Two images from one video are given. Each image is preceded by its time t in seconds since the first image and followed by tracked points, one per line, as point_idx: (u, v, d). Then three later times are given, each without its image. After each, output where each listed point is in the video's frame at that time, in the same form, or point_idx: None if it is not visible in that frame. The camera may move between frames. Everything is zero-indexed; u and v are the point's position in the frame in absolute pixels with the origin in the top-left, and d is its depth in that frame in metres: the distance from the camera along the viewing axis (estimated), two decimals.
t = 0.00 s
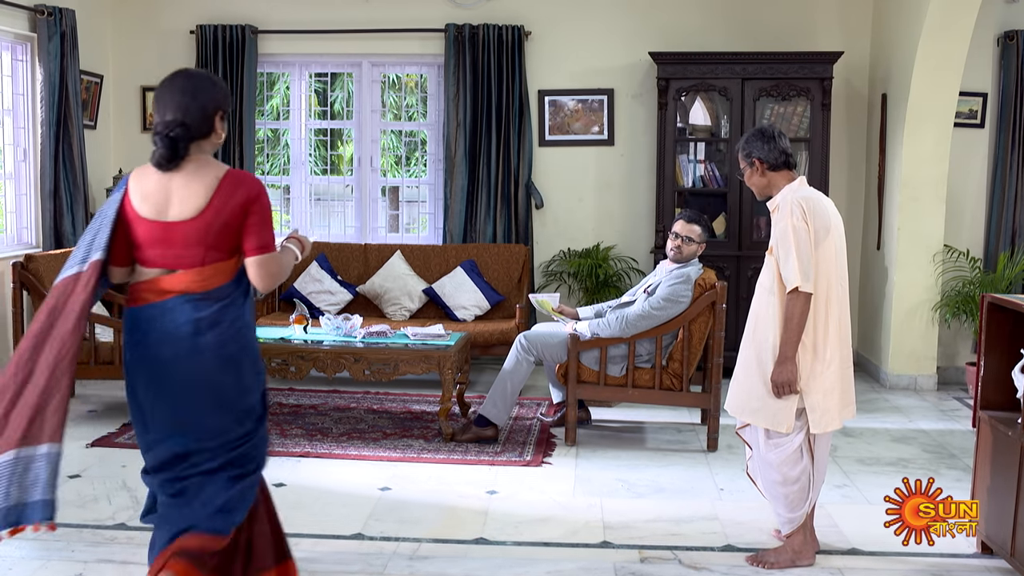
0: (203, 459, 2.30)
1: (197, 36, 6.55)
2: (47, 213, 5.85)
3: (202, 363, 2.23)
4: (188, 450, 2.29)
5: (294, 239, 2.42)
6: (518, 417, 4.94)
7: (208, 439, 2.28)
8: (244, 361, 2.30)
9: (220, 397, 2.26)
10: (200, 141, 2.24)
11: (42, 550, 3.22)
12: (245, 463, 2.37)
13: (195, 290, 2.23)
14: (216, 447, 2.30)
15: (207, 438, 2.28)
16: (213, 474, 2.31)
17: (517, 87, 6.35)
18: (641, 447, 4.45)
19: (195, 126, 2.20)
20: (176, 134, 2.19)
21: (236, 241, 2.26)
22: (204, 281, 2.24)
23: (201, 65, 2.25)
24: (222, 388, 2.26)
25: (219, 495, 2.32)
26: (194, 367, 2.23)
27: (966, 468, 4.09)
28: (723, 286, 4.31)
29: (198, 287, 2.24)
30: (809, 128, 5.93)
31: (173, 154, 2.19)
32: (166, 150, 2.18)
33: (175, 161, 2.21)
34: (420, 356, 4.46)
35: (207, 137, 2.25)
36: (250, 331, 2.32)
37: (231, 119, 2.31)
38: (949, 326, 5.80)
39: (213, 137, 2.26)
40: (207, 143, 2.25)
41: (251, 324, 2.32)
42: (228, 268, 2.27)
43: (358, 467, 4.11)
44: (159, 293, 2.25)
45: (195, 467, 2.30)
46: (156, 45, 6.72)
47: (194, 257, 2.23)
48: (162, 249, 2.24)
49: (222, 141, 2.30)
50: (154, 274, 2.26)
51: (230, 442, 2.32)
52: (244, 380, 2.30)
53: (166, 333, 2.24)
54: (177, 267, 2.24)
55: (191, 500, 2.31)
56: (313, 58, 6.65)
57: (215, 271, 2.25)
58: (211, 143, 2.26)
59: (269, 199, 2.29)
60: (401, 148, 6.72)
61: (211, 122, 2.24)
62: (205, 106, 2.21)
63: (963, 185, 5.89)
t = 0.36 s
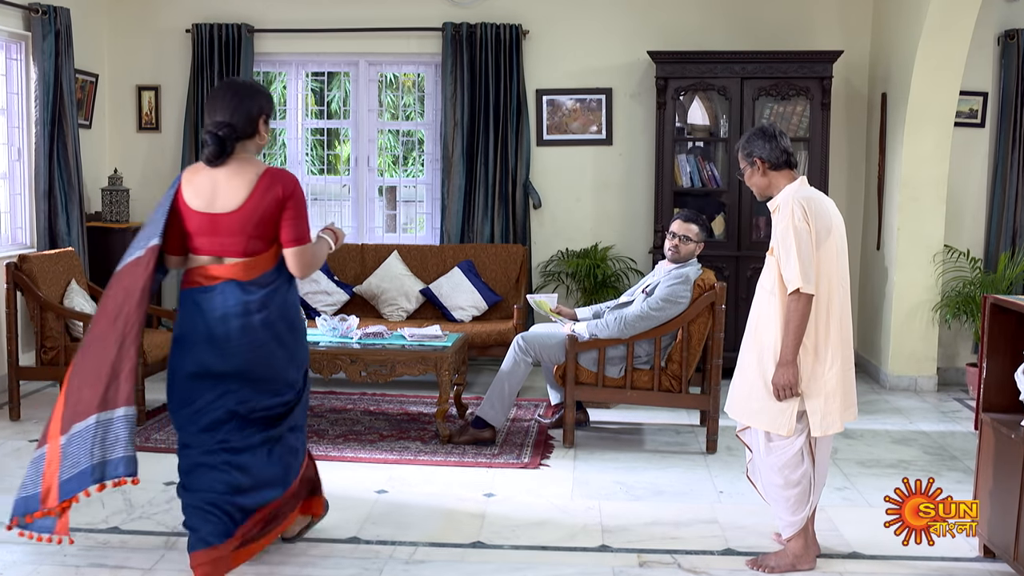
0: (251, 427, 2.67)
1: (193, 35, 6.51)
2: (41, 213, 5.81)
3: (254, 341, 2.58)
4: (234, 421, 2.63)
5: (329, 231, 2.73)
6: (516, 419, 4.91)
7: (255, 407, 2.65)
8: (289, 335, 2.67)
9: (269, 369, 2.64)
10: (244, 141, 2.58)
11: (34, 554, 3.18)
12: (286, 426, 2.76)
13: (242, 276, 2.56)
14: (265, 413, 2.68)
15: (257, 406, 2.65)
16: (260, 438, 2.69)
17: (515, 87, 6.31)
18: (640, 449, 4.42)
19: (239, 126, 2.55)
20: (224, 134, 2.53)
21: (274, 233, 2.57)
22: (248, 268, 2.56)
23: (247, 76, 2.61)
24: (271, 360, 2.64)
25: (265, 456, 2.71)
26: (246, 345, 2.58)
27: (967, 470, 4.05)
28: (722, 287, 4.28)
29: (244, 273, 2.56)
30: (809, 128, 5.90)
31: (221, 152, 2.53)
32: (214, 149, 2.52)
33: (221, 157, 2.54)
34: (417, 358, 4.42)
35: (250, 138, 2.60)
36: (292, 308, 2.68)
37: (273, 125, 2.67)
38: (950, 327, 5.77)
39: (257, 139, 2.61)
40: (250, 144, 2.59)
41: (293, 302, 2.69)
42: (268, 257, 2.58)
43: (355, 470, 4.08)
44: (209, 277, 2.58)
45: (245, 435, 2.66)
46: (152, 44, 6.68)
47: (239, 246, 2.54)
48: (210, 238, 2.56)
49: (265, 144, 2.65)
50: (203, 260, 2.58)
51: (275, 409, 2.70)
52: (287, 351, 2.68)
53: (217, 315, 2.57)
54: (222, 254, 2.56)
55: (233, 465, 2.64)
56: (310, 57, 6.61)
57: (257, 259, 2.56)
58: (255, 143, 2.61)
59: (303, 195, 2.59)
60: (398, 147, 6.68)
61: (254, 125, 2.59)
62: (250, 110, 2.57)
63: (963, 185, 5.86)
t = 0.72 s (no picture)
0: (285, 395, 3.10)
1: (187, 35, 6.46)
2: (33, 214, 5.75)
3: (287, 318, 3.02)
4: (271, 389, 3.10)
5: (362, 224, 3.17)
6: (512, 421, 4.87)
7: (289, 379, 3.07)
8: (320, 315, 3.08)
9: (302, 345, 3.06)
10: (288, 135, 3.03)
11: (23, 561, 3.13)
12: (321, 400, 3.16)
13: (283, 257, 3.01)
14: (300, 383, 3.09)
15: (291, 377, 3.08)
16: (294, 407, 3.10)
17: (511, 87, 6.27)
18: (637, 452, 4.38)
19: (286, 123, 3.01)
20: (271, 129, 2.99)
21: (315, 219, 3.03)
22: (289, 250, 3.01)
23: (293, 80, 3.07)
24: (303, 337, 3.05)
25: (298, 424, 3.12)
26: (281, 322, 3.02)
27: (968, 473, 4.01)
28: (720, 289, 4.23)
29: (284, 254, 3.00)
30: (806, 128, 5.86)
31: (269, 145, 2.99)
32: (263, 141, 2.98)
33: (268, 150, 3.00)
34: (412, 360, 4.38)
35: (293, 133, 3.04)
36: (325, 291, 3.10)
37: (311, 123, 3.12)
38: (949, 328, 5.74)
39: (298, 134, 3.06)
40: (293, 138, 3.04)
41: (327, 286, 3.11)
42: (308, 240, 3.04)
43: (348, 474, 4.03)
44: (253, 258, 3.02)
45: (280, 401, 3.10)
46: (145, 44, 6.63)
47: (282, 229, 3.00)
48: (256, 222, 3.01)
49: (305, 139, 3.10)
50: (249, 242, 3.03)
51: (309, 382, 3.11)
52: (319, 331, 3.08)
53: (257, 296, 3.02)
54: (268, 237, 3.01)
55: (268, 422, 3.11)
56: (304, 57, 6.56)
57: (298, 242, 3.02)
58: (296, 138, 3.05)
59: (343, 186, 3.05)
60: (394, 148, 6.63)
61: (297, 121, 3.04)
62: (294, 108, 3.02)
63: (962, 186, 5.83)
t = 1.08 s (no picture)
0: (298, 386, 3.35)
1: (176, 34, 6.40)
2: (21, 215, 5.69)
3: (298, 315, 3.26)
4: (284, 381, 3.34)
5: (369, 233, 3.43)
6: (505, 424, 4.82)
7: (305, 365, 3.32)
8: (329, 311, 3.32)
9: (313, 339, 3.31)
10: (297, 147, 3.25)
11: (7, 568, 3.08)
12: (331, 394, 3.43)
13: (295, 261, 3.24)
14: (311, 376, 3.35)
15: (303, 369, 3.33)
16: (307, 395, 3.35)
17: (504, 86, 6.23)
18: (632, 455, 4.33)
19: (295, 136, 3.23)
20: (281, 141, 3.21)
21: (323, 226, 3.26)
22: (299, 254, 3.24)
23: (300, 94, 3.28)
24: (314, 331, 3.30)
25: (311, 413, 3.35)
26: (293, 316, 3.26)
27: (966, 476, 3.98)
28: (714, 290, 4.18)
29: (295, 258, 3.24)
30: (801, 128, 5.83)
31: (279, 157, 3.21)
32: (274, 153, 3.21)
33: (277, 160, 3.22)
34: (404, 362, 4.33)
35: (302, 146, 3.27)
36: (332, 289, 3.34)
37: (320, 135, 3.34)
38: (944, 329, 5.71)
39: (307, 146, 3.28)
40: (302, 150, 3.27)
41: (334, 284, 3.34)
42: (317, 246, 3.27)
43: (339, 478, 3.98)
44: (267, 260, 3.25)
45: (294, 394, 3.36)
46: (134, 44, 6.57)
47: (293, 234, 3.22)
48: (269, 227, 3.23)
49: (313, 150, 3.32)
50: (263, 245, 3.25)
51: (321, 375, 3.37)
52: (328, 325, 3.33)
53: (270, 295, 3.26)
54: (281, 241, 3.23)
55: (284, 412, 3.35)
56: (295, 56, 6.51)
57: (308, 248, 3.25)
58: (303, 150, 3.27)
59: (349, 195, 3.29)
60: (386, 148, 6.58)
61: (305, 134, 3.26)
62: (302, 123, 3.24)
63: (958, 187, 5.80)
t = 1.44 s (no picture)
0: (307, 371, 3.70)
1: (167, 29, 6.33)
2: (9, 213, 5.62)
3: (308, 302, 3.61)
4: (295, 366, 3.69)
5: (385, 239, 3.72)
6: (498, 424, 4.78)
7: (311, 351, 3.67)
8: (335, 300, 3.67)
9: (321, 325, 3.65)
10: (311, 143, 3.51)
11: None
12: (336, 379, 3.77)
13: (304, 251, 3.57)
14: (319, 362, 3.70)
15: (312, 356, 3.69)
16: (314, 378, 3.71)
17: (497, 82, 6.18)
18: (626, 455, 4.29)
19: (309, 132, 3.49)
20: (296, 136, 3.46)
21: (331, 217, 3.59)
22: (309, 244, 3.57)
23: (317, 95, 3.57)
24: (322, 318, 3.64)
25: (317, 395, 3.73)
26: (302, 304, 3.60)
27: (964, 476, 3.95)
28: (710, 289, 4.13)
29: (305, 248, 3.57)
30: (797, 125, 5.79)
31: (293, 150, 3.46)
32: (288, 147, 3.45)
33: (292, 154, 3.48)
34: (396, 362, 4.26)
35: (315, 142, 3.53)
36: (339, 280, 3.68)
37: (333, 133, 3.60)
38: (941, 327, 5.68)
39: (320, 143, 3.54)
40: (315, 146, 3.53)
41: (341, 276, 3.69)
42: (324, 236, 3.60)
43: (331, 479, 3.93)
44: (280, 249, 3.57)
45: (304, 380, 3.71)
46: (124, 40, 6.50)
47: (303, 225, 3.54)
48: (281, 217, 3.53)
49: (325, 148, 3.58)
50: (277, 235, 3.56)
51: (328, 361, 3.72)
52: (335, 313, 3.68)
53: (280, 284, 3.59)
54: (292, 231, 3.54)
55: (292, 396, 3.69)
56: (287, 53, 6.45)
57: (316, 238, 3.58)
58: (318, 146, 3.54)
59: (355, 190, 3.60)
60: (378, 145, 6.52)
61: (319, 131, 3.52)
62: (316, 120, 3.50)
63: (955, 184, 5.76)
